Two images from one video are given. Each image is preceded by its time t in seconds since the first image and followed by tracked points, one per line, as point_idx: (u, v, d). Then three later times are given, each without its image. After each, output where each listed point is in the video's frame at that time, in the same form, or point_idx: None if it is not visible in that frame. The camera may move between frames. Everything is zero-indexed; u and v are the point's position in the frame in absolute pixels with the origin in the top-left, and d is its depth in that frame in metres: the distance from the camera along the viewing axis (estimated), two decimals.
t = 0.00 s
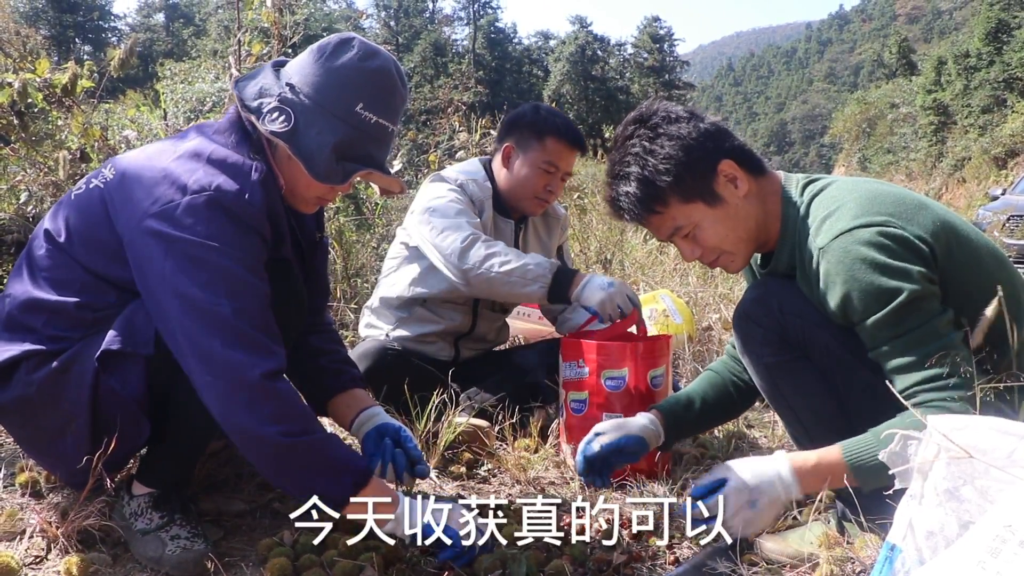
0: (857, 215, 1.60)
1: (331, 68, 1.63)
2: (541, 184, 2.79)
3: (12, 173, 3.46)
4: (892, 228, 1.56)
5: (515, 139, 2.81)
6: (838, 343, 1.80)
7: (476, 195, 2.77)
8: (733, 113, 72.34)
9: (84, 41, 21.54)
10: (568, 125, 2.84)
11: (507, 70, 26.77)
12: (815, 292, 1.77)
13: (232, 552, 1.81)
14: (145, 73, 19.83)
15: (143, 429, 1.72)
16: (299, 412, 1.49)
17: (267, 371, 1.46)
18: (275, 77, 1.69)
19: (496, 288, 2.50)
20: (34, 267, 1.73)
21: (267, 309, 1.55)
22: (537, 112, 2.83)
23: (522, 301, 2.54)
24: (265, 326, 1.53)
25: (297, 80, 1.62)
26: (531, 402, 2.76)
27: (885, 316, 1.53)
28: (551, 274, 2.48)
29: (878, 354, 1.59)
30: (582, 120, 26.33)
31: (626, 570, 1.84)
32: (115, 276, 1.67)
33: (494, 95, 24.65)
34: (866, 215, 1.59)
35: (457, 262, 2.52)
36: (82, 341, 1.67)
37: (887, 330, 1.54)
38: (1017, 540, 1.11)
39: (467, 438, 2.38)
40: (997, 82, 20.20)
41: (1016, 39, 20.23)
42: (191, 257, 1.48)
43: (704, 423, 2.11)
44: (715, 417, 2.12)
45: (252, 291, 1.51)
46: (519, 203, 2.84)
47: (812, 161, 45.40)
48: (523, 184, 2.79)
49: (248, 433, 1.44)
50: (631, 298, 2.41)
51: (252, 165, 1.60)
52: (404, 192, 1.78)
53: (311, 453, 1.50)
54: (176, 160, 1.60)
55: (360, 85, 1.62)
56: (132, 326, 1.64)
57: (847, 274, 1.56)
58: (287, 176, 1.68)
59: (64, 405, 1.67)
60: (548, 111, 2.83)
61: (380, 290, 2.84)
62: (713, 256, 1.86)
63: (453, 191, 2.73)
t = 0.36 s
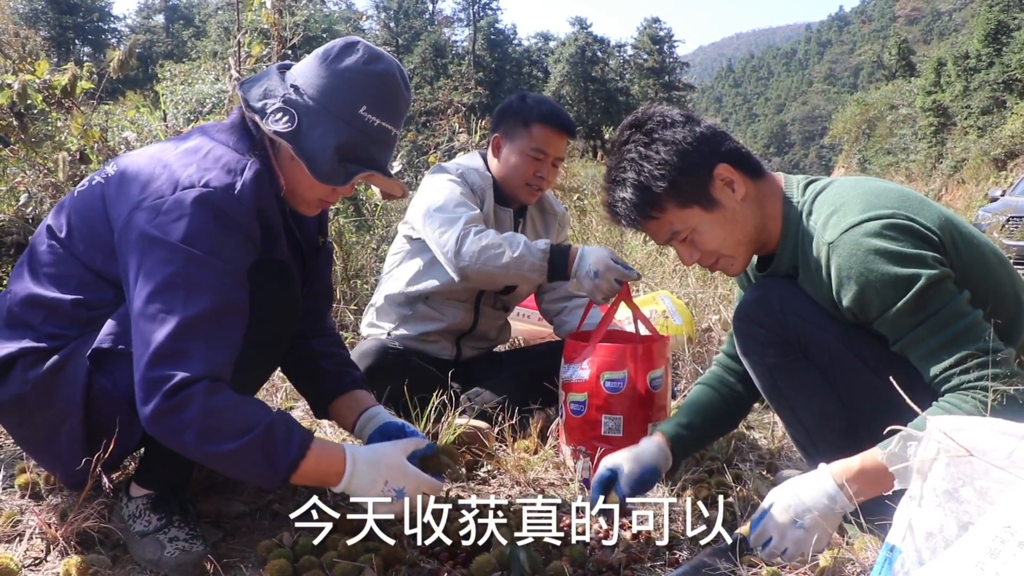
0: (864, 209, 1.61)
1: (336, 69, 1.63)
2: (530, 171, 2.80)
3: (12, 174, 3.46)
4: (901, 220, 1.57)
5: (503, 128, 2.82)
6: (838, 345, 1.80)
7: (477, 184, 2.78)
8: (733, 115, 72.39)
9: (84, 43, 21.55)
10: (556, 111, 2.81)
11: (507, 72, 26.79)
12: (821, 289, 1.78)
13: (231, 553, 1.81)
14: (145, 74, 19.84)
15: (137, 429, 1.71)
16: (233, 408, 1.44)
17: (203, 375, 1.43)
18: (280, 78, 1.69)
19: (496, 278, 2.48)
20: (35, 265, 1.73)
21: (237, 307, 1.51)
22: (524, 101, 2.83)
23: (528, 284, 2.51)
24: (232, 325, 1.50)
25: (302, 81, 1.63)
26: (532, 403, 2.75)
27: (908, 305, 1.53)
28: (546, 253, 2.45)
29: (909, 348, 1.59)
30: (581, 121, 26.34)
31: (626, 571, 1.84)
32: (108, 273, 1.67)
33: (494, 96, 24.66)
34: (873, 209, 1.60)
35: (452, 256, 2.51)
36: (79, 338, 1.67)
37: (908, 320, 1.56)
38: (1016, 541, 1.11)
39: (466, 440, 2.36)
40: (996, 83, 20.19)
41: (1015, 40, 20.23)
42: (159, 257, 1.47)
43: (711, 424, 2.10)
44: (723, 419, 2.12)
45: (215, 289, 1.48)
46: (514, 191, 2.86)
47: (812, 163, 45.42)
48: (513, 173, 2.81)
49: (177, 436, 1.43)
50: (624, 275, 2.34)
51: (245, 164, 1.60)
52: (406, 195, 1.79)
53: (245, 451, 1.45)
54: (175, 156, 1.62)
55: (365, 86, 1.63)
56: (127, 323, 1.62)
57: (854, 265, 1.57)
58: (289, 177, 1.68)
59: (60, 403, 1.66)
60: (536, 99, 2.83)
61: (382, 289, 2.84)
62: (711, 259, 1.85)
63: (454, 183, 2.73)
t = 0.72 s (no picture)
0: (855, 220, 1.61)
1: (334, 75, 1.63)
2: (529, 179, 2.80)
3: (12, 178, 3.46)
4: (890, 236, 1.57)
5: (505, 134, 2.83)
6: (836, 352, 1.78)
7: (479, 182, 2.79)
8: (732, 119, 72.48)
9: (84, 46, 21.58)
10: (559, 119, 2.79)
11: (507, 76, 26.81)
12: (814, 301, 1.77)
13: (230, 559, 1.80)
14: (145, 77, 19.87)
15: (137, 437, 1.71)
16: (217, 413, 1.45)
17: (190, 384, 1.44)
18: (279, 83, 1.69)
19: (490, 270, 2.43)
20: (33, 271, 1.73)
21: (229, 314, 1.51)
22: (528, 106, 2.82)
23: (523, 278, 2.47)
24: (224, 333, 1.50)
25: (301, 87, 1.63)
26: (531, 409, 2.75)
27: (866, 326, 1.56)
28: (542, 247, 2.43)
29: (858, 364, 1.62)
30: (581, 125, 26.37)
31: None
32: (106, 278, 1.66)
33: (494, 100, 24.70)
34: (865, 220, 1.60)
35: (446, 246, 2.49)
36: (78, 345, 1.67)
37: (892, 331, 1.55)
38: (1015, 549, 1.11)
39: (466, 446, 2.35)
40: (995, 88, 20.20)
41: (1014, 45, 20.27)
42: (153, 264, 1.46)
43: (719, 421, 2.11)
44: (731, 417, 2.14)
45: (208, 297, 1.48)
46: (512, 199, 2.87)
47: (811, 167, 45.45)
48: (512, 180, 2.81)
49: (165, 442, 1.45)
50: (616, 265, 2.37)
51: (244, 169, 1.59)
52: (405, 200, 1.79)
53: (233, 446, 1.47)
54: (174, 161, 1.62)
55: (362, 92, 1.63)
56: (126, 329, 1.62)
57: (843, 277, 1.57)
58: (288, 183, 1.68)
59: (59, 409, 1.66)
60: (541, 103, 2.81)
61: (383, 294, 2.85)
62: (709, 267, 1.86)
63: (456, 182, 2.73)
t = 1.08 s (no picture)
0: (851, 228, 1.62)
1: (333, 84, 1.64)
2: (541, 191, 2.81)
3: (12, 186, 3.48)
4: (885, 245, 1.57)
5: (518, 144, 2.82)
6: (836, 360, 1.80)
7: (479, 200, 2.81)
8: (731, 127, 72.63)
9: (85, 53, 21.63)
10: (574, 133, 2.81)
11: (507, 83, 26.86)
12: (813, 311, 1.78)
13: (230, 567, 1.80)
14: (145, 84, 19.91)
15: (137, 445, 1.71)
16: (211, 415, 1.47)
17: (183, 390, 1.45)
18: (278, 92, 1.70)
19: (476, 297, 2.48)
20: (34, 280, 1.73)
21: (225, 322, 1.51)
22: (541, 117, 2.82)
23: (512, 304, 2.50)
24: (219, 340, 1.51)
25: (300, 96, 1.64)
26: (530, 417, 2.76)
27: (861, 334, 1.56)
28: (528, 274, 2.44)
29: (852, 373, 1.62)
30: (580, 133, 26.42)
31: None
32: (106, 286, 1.67)
33: (494, 108, 24.75)
34: (860, 229, 1.61)
35: (434, 273, 2.54)
36: (77, 354, 1.67)
37: (886, 341, 1.55)
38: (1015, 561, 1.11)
39: (466, 454, 2.37)
40: (994, 95, 20.24)
41: (1012, 53, 20.32)
42: (149, 273, 1.47)
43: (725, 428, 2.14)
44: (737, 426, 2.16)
45: (204, 307, 1.48)
46: (521, 210, 2.87)
47: (811, 175, 45.52)
48: (523, 192, 2.82)
49: (160, 449, 1.46)
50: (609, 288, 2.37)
51: (242, 178, 1.60)
52: (404, 209, 1.79)
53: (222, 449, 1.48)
54: (173, 170, 1.63)
55: (361, 102, 1.63)
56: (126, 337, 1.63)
57: (836, 287, 1.58)
58: (286, 192, 1.68)
59: (59, 417, 1.67)
60: (554, 115, 2.82)
61: (383, 306, 2.85)
62: (708, 275, 1.86)
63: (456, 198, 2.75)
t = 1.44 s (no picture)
0: (857, 236, 1.62)
1: (335, 92, 1.65)
2: (538, 195, 2.82)
3: (14, 191, 3.48)
4: (892, 253, 1.58)
5: (515, 150, 2.85)
6: (838, 366, 1.81)
7: (477, 206, 2.80)
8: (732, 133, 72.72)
9: (87, 58, 21.69)
10: (570, 138, 2.86)
11: (508, 88, 26.89)
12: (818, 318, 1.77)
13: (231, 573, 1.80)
14: (147, 89, 19.96)
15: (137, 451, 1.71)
16: (199, 423, 1.46)
17: (172, 396, 1.45)
18: (281, 99, 1.71)
19: (475, 308, 2.44)
20: (36, 286, 1.74)
21: (221, 328, 1.51)
22: (538, 124, 2.86)
23: (508, 323, 2.46)
24: (214, 347, 1.51)
25: (303, 103, 1.65)
26: (531, 423, 2.76)
27: (873, 338, 1.55)
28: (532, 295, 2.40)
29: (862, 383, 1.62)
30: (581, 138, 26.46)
31: None
32: (108, 291, 1.67)
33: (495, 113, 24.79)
34: (867, 237, 1.61)
35: (440, 275, 2.49)
36: (79, 360, 1.67)
37: (892, 351, 1.56)
38: (1015, 569, 1.11)
39: (466, 460, 2.35)
40: (995, 102, 20.25)
41: (1013, 60, 20.34)
42: (148, 278, 1.48)
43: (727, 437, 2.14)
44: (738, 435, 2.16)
45: (203, 313, 1.49)
46: (520, 214, 2.87)
47: (811, 181, 45.56)
48: (521, 196, 2.83)
49: (151, 455, 1.46)
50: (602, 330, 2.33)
51: (244, 184, 1.61)
52: (405, 215, 1.80)
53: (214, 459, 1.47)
54: (174, 176, 1.63)
55: (364, 108, 1.64)
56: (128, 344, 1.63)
57: (845, 291, 1.58)
58: (287, 198, 1.68)
59: (60, 423, 1.67)
60: (550, 122, 2.86)
61: (383, 312, 2.85)
62: (714, 281, 1.86)
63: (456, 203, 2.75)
